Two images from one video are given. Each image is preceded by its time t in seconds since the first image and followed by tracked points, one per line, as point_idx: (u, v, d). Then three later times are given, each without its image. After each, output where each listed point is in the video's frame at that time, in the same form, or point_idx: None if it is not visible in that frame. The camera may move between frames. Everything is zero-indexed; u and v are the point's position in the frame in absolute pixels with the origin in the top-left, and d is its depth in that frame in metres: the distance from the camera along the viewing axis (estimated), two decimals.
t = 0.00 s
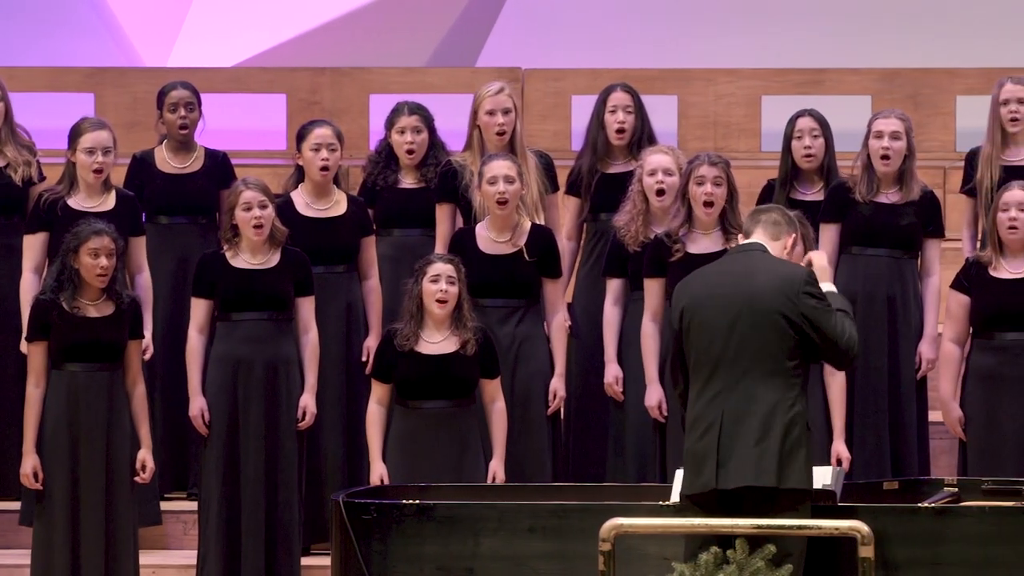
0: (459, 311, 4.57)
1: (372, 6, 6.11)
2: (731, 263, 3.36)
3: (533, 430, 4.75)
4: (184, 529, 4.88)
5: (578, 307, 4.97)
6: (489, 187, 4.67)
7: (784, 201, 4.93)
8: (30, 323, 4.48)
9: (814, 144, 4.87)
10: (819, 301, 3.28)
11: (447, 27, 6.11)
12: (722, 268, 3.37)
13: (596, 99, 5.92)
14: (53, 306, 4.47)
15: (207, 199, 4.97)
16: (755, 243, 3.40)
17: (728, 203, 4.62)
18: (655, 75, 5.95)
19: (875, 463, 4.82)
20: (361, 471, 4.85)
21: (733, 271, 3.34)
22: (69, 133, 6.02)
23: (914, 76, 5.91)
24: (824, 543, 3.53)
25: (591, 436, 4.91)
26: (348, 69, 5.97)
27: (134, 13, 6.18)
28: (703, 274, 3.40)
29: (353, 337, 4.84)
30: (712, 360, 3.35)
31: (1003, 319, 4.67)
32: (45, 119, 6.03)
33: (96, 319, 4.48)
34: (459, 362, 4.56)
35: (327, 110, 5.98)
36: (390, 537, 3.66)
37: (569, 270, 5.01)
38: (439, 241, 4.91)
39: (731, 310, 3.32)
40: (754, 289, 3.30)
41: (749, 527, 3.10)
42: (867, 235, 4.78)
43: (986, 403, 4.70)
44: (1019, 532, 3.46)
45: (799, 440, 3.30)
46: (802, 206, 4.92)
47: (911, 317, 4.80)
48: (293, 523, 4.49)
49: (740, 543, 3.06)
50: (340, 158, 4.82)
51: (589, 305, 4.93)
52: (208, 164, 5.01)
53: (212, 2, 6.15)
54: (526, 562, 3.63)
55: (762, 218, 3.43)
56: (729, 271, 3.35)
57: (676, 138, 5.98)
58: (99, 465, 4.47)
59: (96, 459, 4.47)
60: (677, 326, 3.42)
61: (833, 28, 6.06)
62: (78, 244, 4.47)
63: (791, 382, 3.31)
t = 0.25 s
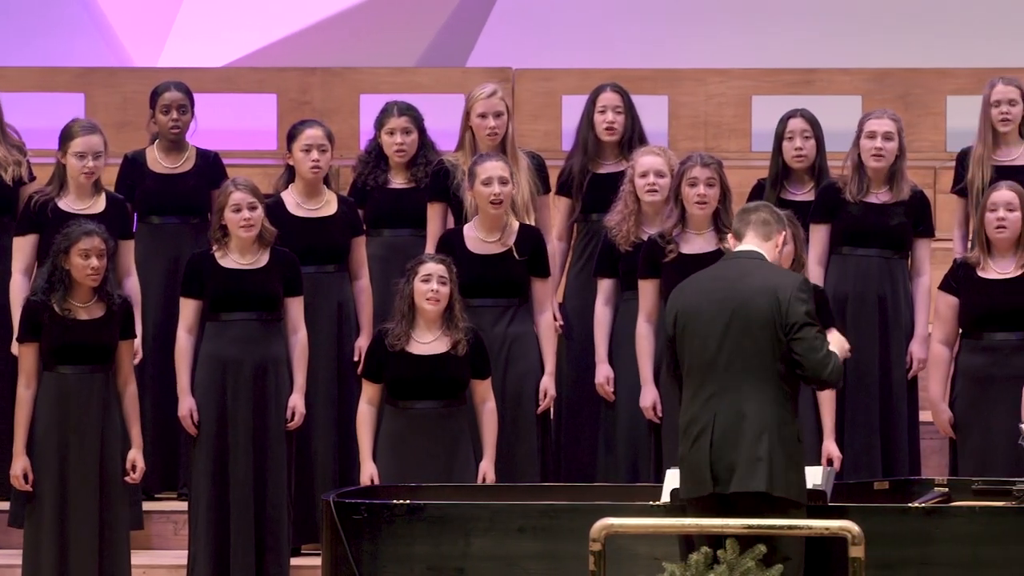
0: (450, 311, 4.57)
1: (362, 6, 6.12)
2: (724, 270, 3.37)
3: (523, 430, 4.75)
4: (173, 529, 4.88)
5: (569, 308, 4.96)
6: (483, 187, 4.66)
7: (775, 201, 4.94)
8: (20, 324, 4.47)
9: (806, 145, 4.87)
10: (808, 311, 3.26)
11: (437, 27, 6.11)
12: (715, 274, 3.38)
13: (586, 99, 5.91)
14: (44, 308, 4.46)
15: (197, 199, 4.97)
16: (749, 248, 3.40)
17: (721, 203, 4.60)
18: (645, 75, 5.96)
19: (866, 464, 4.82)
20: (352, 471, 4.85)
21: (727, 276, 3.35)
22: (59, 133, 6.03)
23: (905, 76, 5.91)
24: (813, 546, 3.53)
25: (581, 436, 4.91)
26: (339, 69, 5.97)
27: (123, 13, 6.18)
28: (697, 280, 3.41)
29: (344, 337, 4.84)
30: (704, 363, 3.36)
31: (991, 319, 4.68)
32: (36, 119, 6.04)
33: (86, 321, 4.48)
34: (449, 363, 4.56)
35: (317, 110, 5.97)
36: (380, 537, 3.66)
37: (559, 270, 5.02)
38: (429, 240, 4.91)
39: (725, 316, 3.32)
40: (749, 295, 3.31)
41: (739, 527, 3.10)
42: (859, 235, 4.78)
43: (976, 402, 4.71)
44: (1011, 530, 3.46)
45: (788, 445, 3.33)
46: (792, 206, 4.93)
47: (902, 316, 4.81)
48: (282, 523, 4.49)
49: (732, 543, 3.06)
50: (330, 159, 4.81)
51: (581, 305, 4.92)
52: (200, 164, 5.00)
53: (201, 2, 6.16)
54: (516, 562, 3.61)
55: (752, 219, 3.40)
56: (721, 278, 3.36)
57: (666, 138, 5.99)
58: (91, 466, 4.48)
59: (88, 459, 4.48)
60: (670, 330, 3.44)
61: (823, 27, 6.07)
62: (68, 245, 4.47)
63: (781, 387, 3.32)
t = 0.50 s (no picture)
0: (439, 311, 4.56)
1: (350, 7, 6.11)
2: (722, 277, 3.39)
3: (514, 431, 4.74)
4: (162, 529, 4.87)
5: (559, 307, 4.97)
6: (468, 188, 4.66)
7: (764, 202, 4.94)
8: (12, 326, 4.47)
9: (795, 146, 4.88)
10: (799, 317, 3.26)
11: (426, 28, 6.11)
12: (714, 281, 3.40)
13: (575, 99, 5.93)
14: (35, 309, 4.46)
15: (187, 199, 4.97)
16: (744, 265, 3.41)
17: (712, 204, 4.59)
18: (635, 76, 5.98)
19: (857, 463, 4.82)
20: (343, 471, 4.83)
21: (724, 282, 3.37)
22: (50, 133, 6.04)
23: (895, 76, 5.92)
24: (801, 543, 3.53)
25: (571, 436, 4.91)
26: (329, 69, 5.98)
27: (113, 13, 6.19)
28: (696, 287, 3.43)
29: (334, 337, 4.83)
30: (690, 368, 3.37)
31: (979, 319, 4.69)
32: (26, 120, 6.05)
33: (78, 321, 4.49)
34: (440, 363, 4.55)
35: (307, 109, 5.99)
36: (370, 537, 3.65)
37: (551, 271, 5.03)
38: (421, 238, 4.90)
39: (711, 320, 3.35)
40: (734, 299, 3.33)
41: (731, 527, 3.09)
42: (850, 236, 4.78)
43: (966, 402, 4.70)
44: (1000, 530, 3.43)
45: (772, 451, 3.29)
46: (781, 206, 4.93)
47: (892, 316, 4.81)
48: (271, 522, 4.52)
49: (722, 543, 3.06)
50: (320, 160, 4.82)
51: (571, 305, 4.93)
52: (190, 164, 5.00)
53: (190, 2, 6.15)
54: (506, 562, 3.60)
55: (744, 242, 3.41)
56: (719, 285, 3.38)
57: (657, 138, 6.01)
58: (83, 467, 4.47)
59: (81, 459, 4.47)
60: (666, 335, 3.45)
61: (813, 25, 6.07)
62: (58, 246, 4.48)
63: (765, 393, 3.31)
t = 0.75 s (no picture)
0: (429, 311, 4.56)
1: (340, 7, 6.11)
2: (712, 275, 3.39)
3: (504, 430, 4.75)
4: (152, 529, 4.87)
5: (549, 308, 4.97)
6: (459, 187, 4.67)
7: (752, 201, 4.95)
8: (4, 326, 4.46)
9: (784, 145, 4.88)
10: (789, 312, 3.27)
11: (415, 28, 6.11)
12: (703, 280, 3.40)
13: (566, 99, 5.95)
14: (28, 309, 4.45)
15: (177, 199, 4.97)
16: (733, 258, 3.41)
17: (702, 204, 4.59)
18: (625, 75, 5.99)
19: (848, 463, 4.83)
20: (333, 472, 4.84)
21: (714, 281, 3.37)
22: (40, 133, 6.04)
23: (885, 76, 5.95)
24: (790, 543, 3.53)
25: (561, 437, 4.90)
26: (318, 69, 6.00)
27: (102, 14, 6.19)
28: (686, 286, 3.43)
29: (324, 336, 4.83)
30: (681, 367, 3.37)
31: (967, 319, 4.69)
32: (17, 120, 6.06)
33: (72, 321, 4.48)
34: (429, 364, 4.54)
35: (296, 109, 6.01)
36: (359, 536, 3.65)
37: (540, 271, 5.03)
38: (411, 237, 4.90)
39: (701, 319, 3.34)
40: (724, 299, 3.33)
41: (720, 526, 3.08)
42: (839, 236, 4.79)
43: (955, 401, 4.70)
44: (983, 530, 3.43)
45: (767, 447, 3.29)
46: (770, 206, 4.94)
47: (882, 317, 4.81)
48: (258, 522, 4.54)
49: (711, 543, 3.06)
50: (309, 160, 4.83)
51: (560, 305, 4.93)
52: (179, 163, 5.01)
53: (180, 2, 6.15)
54: (496, 562, 3.59)
55: (733, 232, 3.42)
56: (709, 283, 3.38)
57: (646, 138, 6.02)
58: (75, 467, 4.47)
59: (73, 459, 4.48)
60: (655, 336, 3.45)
61: (803, 27, 6.06)
62: (50, 246, 4.47)
63: (758, 391, 3.30)
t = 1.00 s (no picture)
0: (419, 311, 4.57)
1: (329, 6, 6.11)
2: (702, 278, 3.38)
3: (494, 430, 4.75)
4: (142, 529, 4.88)
5: (539, 307, 4.96)
6: (450, 186, 4.67)
7: (741, 200, 4.96)
8: None
9: (774, 145, 4.89)
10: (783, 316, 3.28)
11: (404, 29, 6.11)
12: (693, 284, 3.38)
13: (555, 99, 5.98)
14: (21, 309, 4.45)
15: (165, 200, 4.98)
16: (721, 261, 3.41)
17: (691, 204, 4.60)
18: (614, 75, 6.01)
19: (838, 463, 4.84)
20: (323, 472, 4.84)
21: (704, 285, 3.35)
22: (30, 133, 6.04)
23: (874, 76, 5.98)
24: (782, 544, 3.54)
25: (551, 437, 4.90)
26: (308, 69, 6.01)
27: (93, 15, 6.21)
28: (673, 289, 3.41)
29: (313, 336, 4.83)
30: (673, 370, 3.34)
31: (958, 319, 4.70)
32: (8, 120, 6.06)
33: (64, 321, 4.48)
34: (418, 364, 4.54)
35: (287, 110, 6.02)
36: (349, 536, 3.63)
37: (531, 271, 5.02)
38: (402, 237, 4.90)
39: (693, 322, 3.33)
40: (716, 302, 3.31)
41: (709, 526, 3.09)
42: (828, 236, 4.79)
43: (946, 401, 4.70)
44: (972, 529, 3.42)
45: (760, 451, 3.29)
46: (759, 206, 4.94)
47: (872, 318, 4.82)
48: (247, 522, 4.56)
49: (700, 543, 3.06)
50: (298, 159, 4.83)
51: (550, 305, 4.92)
52: (167, 163, 5.01)
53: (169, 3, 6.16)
54: (485, 562, 3.57)
55: (720, 234, 3.40)
56: (699, 287, 3.36)
57: (636, 138, 6.05)
58: (68, 466, 4.47)
59: (65, 459, 4.48)
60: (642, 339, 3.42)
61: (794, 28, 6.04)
62: (42, 246, 4.47)
63: (752, 393, 3.30)
